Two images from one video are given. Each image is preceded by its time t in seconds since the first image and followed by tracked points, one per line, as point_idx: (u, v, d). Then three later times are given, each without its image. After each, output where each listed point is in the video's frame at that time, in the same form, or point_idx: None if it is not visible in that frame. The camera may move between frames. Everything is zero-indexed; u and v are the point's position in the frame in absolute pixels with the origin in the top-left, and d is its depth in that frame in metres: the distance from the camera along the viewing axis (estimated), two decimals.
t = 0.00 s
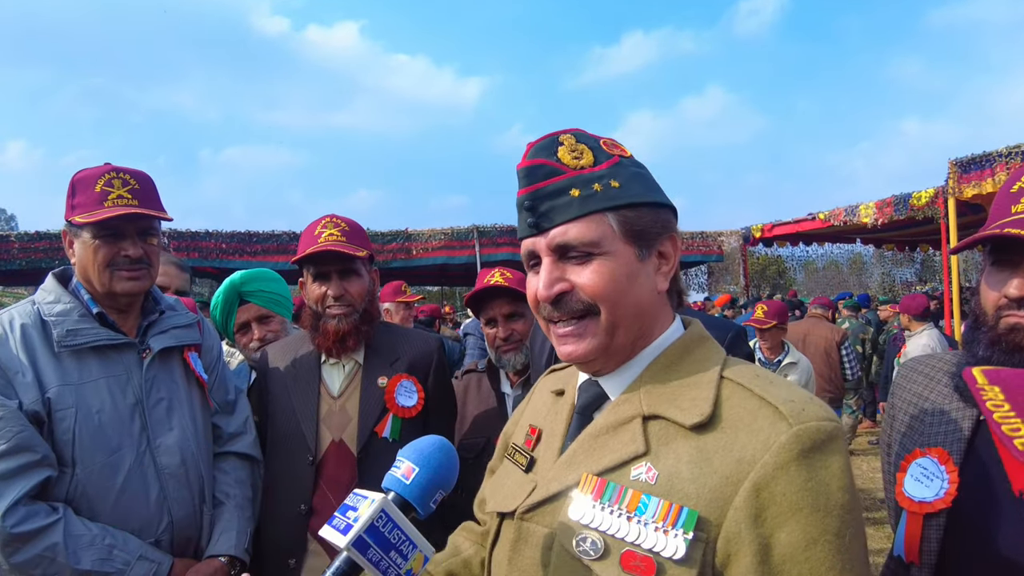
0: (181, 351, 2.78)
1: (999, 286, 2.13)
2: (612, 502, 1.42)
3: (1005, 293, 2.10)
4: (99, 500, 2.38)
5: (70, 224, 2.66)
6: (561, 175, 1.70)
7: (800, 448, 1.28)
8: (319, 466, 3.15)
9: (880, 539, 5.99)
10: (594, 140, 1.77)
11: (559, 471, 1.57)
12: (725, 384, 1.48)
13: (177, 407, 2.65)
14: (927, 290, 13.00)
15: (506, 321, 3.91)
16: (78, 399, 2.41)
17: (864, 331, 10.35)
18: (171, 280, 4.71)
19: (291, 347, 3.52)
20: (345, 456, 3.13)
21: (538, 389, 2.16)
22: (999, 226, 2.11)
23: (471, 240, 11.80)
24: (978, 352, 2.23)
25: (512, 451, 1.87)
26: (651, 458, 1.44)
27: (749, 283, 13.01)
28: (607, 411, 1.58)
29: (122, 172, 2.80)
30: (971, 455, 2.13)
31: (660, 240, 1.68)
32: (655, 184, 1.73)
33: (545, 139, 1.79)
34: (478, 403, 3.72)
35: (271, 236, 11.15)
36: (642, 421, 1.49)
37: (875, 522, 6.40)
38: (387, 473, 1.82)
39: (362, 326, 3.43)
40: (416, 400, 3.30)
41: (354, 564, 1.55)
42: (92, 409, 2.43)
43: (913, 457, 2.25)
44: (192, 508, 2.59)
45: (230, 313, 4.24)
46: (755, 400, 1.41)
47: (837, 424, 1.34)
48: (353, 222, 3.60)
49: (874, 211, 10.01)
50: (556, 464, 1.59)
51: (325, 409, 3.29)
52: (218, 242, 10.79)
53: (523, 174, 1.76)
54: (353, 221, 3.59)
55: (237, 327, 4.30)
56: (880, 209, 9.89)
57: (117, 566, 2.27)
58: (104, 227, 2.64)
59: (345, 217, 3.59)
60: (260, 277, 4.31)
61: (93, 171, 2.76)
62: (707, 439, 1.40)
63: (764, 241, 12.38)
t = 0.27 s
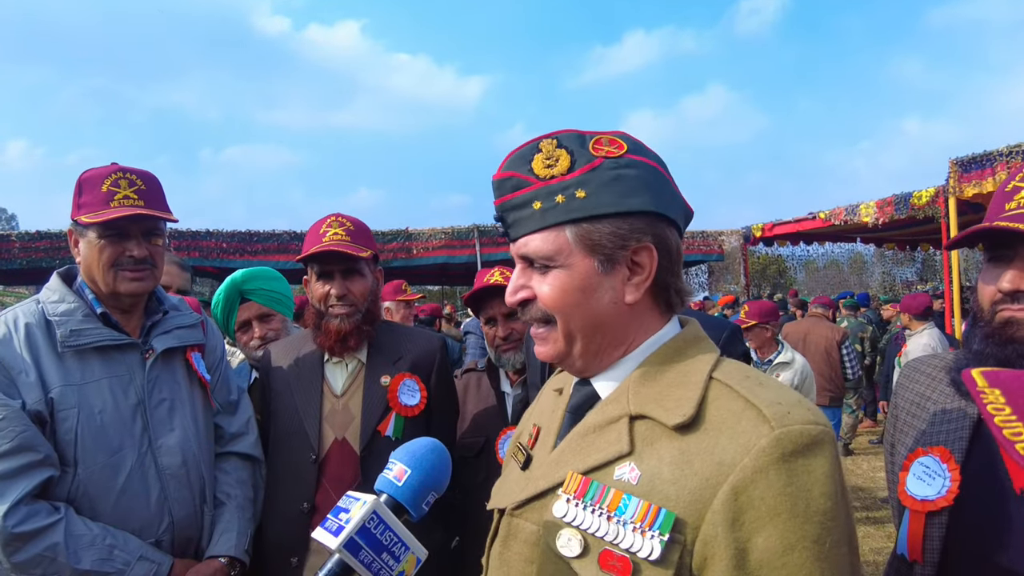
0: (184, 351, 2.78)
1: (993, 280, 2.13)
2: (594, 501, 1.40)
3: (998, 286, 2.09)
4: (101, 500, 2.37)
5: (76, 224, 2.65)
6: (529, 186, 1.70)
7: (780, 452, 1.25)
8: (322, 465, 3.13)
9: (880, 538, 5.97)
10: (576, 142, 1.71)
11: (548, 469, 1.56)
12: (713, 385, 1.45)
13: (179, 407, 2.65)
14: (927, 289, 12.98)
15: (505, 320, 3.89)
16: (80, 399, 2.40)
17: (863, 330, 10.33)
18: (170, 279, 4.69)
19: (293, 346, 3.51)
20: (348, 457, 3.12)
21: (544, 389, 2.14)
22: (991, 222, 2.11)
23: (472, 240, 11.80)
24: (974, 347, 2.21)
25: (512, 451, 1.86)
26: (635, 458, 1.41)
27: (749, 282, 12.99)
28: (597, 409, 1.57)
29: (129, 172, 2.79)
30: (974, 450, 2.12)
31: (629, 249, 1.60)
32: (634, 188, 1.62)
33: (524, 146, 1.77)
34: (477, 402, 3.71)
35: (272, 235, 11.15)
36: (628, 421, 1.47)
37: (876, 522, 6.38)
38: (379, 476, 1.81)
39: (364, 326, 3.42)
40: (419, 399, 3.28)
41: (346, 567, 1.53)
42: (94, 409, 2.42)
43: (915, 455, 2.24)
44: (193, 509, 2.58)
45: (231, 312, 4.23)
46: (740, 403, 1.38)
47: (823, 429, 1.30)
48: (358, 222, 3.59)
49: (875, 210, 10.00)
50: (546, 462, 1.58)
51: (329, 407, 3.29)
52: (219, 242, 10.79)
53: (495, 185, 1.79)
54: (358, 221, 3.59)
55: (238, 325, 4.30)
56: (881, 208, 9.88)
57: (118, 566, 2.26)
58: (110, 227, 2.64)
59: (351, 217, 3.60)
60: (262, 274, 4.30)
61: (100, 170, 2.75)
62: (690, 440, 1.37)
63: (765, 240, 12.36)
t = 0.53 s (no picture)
0: (186, 350, 2.79)
1: (978, 280, 2.17)
2: (585, 497, 1.41)
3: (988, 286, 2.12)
4: (105, 498, 2.38)
5: (81, 223, 2.66)
6: (525, 183, 1.71)
7: (770, 450, 1.26)
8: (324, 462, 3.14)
9: (879, 537, 5.97)
10: (571, 142, 1.73)
11: (542, 466, 1.57)
12: (706, 383, 1.46)
13: (182, 407, 2.66)
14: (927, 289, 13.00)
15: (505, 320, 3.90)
16: (84, 398, 2.42)
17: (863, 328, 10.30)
18: (171, 276, 4.69)
19: (296, 343, 3.53)
20: (351, 456, 3.14)
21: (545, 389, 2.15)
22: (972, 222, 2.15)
23: (472, 239, 11.81)
24: (962, 347, 2.23)
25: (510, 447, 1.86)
26: (626, 455, 1.42)
27: (750, 282, 13.00)
28: (590, 407, 1.58)
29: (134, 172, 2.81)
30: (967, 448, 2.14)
31: (624, 243, 1.62)
32: (628, 184, 1.65)
33: (521, 146, 1.79)
34: (476, 400, 3.72)
35: (272, 235, 11.16)
36: (622, 418, 1.48)
37: (875, 521, 6.39)
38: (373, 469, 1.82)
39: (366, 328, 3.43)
40: (422, 399, 3.28)
41: (341, 560, 1.55)
42: (98, 409, 2.43)
43: (911, 455, 2.24)
44: (195, 508, 2.59)
45: (236, 307, 4.22)
46: (733, 401, 1.39)
47: (814, 428, 1.31)
48: (363, 222, 3.60)
49: (876, 210, 10.01)
50: (541, 458, 1.59)
51: (331, 406, 3.29)
52: (219, 241, 10.80)
53: (491, 183, 1.80)
54: (363, 221, 3.60)
55: (243, 321, 4.28)
56: (881, 208, 9.89)
57: (122, 565, 2.27)
58: (115, 227, 2.64)
59: (355, 215, 3.61)
60: (266, 270, 4.30)
61: (106, 169, 2.76)
62: (682, 437, 1.38)
63: (765, 239, 12.35)
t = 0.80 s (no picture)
0: (187, 350, 2.79)
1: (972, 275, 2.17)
2: (587, 492, 1.41)
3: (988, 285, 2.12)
4: (107, 497, 2.39)
5: (81, 221, 2.66)
6: (513, 192, 1.70)
7: (772, 444, 1.26)
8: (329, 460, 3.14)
9: (880, 536, 5.97)
10: (546, 152, 1.75)
11: (544, 462, 1.57)
12: (708, 379, 1.46)
13: (184, 406, 2.66)
14: (927, 288, 12.99)
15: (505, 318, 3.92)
16: (86, 397, 2.42)
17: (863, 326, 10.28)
18: (171, 275, 4.68)
19: (298, 343, 3.53)
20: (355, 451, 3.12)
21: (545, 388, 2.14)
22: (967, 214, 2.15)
23: (473, 238, 11.81)
24: (952, 340, 2.24)
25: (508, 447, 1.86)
26: (629, 451, 1.43)
27: (750, 280, 13.00)
28: (592, 404, 1.58)
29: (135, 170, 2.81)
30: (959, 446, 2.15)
31: (622, 238, 1.64)
32: (611, 184, 1.68)
33: (496, 162, 1.79)
34: (476, 398, 3.73)
35: (273, 234, 11.16)
36: (624, 414, 1.48)
37: (876, 519, 6.39)
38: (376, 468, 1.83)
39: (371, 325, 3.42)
40: (426, 397, 3.28)
41: (345, 560, 1.54)
42: (100, 408, 2.43)
43: (905, 453, 2.25)
44: (197, 507, 2.60)
45: (242, 302, 4.19)
46: (735, 397, 1.39)
47: (815, 423, 1.31)
48: (366, 221, 3.60)
49: (876, 208, 10.00)
50: (543, 454, 1.60)
51: (336, 404, 3.28)
52: (220, 241, 10.81)
53: (477, 198, 1.78)
54: (367, 220, 3.60)
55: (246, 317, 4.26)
56: (882, 207, 9.89)
57: (124, 564, 2.27)
58: (116, 225, 2.64)
59: (359, 214, 3.61)
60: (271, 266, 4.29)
61: (107, 168, 2.76)
62: (684, 432, 1.38)
63: (765, 238, 12.33)
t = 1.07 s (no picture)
0: (189, 348, 2.79)
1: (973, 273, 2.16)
2: (592, 491, 1.40)
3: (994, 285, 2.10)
4: (108, 496, 2.38)
5: (81, 217, 2.66)
6: (536, 171, 1.69)
7: (779, 439, 1.25)
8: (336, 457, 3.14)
9: (880, 535, 5.96)
10: (575, 137, 1.74)
11: (545, 462, 1.56)
12: (712, 376, 1.46)
13: (185, 405, 2.66)
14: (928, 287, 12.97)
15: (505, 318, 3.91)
16: (87, 396, 2.41)
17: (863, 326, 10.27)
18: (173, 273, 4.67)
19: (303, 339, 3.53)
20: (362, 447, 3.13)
21: (540, 385, 2.14)
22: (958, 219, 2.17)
23: (473, 237, 11.79)
24: (943, 341, 2.25)
25: (506, 444, 1.86)
26: (633, 448, 1.42)
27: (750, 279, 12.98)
28: (594, 402, 1.57)
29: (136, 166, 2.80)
30: (955, 443, 2.15)
31: (638, 232, 1.63)
32: (635, 177, 1.68)
33: (525, 139, 1.79)
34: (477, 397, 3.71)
35: (273, 233, 11.16)
36: (628, 412, 1.47)
37: (876, 518, 6.38)
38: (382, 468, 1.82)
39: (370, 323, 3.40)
40: (432, 394, 3.29)
41: (349, 560, 1.54)
42: (101, 407, 2.43)
43: (900, 451, 2.25)
44: (198, 507, 2.59)
45: (242, 302, 4.19)
46: (739, 393, 1.38)
47: (820, 420, 1.30)
48: (369, 219, 3.59)
49: (877, 207, 9.98)
50: (544, 454, 1.58)
51: (342, 401, 3.28)
52: (220, 239, 10.80)
53: (500, 171, 1.77)
54: (370, 218, 3.58)
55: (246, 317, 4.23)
56: (883, 206, 9.87)
57: (124, 564, 2.27)
58: (114, 219, 2.65)
59: (362, 212, 3.60)
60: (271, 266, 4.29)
61: (108, 163, 2.75)
62: (689, 430, 1.38)
63: (766, 237, 12.31)
